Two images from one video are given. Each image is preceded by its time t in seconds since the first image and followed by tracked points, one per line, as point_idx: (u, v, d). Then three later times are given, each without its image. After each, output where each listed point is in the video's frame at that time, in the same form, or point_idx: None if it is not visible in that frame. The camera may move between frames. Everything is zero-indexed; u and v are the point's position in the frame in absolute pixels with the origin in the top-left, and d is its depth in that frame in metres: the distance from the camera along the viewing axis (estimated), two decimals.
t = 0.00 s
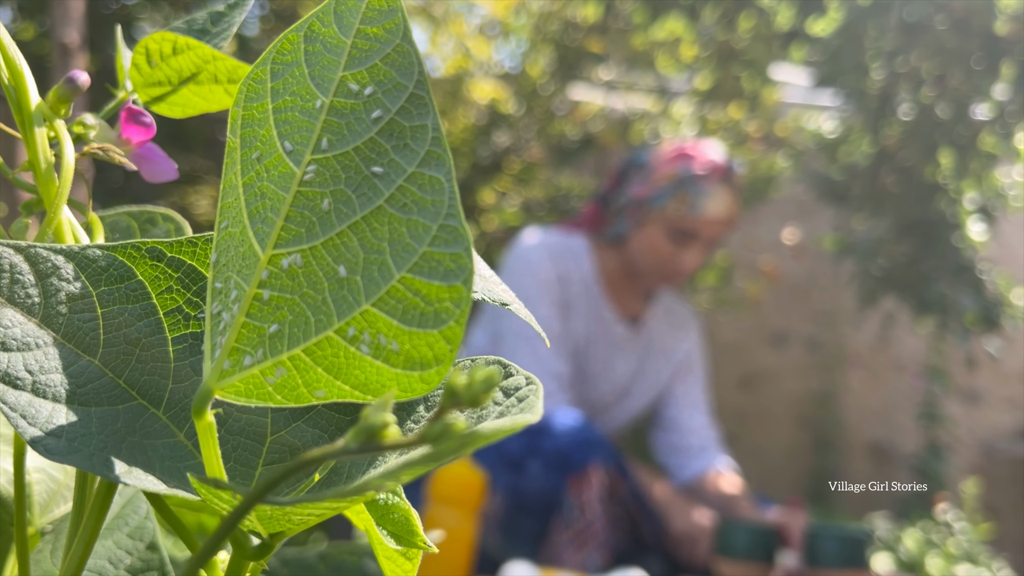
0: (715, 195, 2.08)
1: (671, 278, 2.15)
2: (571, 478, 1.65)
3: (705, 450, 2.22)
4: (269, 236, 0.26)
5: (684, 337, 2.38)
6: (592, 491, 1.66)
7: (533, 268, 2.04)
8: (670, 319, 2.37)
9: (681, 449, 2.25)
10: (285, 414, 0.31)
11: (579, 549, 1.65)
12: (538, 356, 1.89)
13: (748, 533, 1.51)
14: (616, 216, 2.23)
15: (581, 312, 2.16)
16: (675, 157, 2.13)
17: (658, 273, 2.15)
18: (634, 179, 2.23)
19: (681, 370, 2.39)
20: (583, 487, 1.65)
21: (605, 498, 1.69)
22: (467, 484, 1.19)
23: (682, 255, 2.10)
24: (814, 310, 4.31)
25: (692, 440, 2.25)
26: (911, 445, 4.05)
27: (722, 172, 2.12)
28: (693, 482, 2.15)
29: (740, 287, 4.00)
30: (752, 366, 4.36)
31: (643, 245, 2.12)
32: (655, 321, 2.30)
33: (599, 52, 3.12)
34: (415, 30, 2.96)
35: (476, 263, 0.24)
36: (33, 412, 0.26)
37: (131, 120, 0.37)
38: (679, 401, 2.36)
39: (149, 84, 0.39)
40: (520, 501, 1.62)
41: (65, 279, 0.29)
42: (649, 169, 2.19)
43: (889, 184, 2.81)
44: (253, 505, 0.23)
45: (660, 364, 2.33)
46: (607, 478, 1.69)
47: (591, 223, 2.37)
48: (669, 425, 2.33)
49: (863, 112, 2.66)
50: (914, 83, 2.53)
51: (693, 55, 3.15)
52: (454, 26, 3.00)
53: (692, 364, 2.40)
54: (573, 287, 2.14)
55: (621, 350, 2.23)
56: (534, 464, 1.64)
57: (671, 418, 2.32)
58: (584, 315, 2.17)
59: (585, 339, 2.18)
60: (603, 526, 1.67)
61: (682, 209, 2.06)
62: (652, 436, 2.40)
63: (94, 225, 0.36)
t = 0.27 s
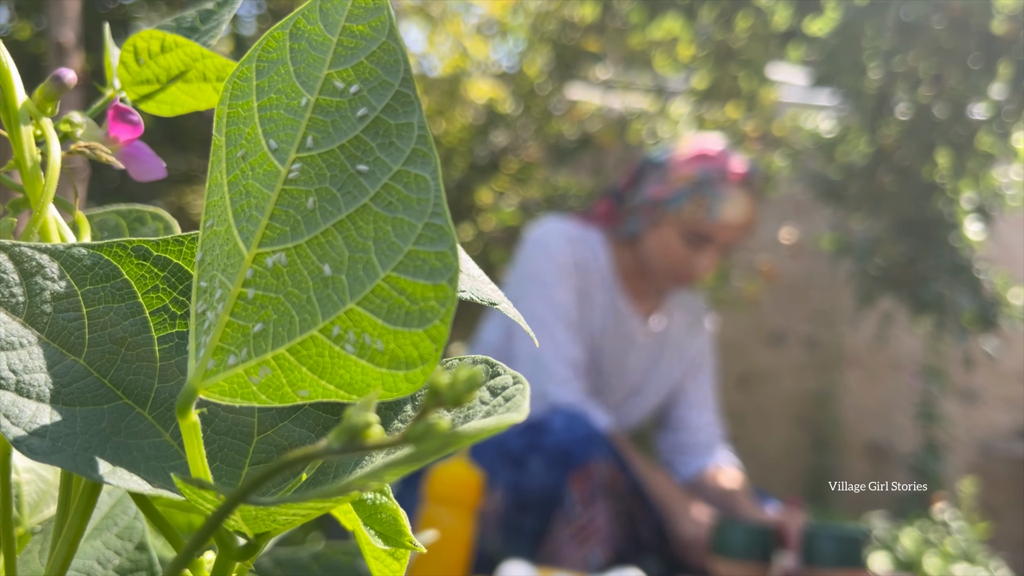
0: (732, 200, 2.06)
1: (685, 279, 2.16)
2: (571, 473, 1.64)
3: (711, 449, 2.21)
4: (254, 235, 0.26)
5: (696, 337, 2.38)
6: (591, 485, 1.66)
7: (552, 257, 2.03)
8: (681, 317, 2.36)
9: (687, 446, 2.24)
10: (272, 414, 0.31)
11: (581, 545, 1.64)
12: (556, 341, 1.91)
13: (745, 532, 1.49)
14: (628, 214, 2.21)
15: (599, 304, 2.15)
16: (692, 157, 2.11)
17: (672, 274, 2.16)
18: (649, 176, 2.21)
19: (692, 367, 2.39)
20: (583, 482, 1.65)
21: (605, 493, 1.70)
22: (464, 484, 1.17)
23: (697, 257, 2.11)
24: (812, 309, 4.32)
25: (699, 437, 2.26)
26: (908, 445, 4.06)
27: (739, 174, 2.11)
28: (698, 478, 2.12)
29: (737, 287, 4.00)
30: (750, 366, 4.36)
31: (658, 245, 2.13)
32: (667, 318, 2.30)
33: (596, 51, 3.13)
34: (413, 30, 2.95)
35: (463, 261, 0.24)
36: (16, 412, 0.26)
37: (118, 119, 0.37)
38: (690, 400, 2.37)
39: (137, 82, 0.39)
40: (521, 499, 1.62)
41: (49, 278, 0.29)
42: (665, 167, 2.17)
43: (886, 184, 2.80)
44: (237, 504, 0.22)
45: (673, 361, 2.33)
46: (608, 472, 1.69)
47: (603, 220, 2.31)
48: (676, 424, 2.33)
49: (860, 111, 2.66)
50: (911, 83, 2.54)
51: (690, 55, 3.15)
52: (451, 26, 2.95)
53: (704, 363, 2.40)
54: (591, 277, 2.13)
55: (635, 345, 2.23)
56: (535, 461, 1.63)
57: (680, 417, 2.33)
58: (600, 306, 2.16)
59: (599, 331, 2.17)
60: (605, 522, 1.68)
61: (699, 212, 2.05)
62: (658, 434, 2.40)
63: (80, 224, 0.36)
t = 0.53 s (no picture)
0: (736, 202, 2.06)
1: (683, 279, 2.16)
2: (571, 472, 1.64)
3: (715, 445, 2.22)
4: (236, 231, 0.26)
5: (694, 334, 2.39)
6: (590, 484, 1.66)
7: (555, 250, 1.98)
8: (677, 316, 2.37)
9: (690, 445, 2.26)
10: (255, 414, 0.31)
11: (579, 543, 1.62)
12: (568, 330, 1.86)
13: (742, 532, 1.49)
14: (628, 211, 2.18)
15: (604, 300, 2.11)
16: (697, 159, 2.10)
17: (672, 274, 2.14)
18: (651, 176, 2.18)
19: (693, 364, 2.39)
20: (583, 481, 1.65)
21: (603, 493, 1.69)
22: (461, 484, 1.16)
23: (697, 258, 2.10)
24: (810, 308, 4.32)
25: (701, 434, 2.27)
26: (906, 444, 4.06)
27: (743, 178, 2.11)
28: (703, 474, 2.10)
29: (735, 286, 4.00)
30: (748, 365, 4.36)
31: (659, 245, 2.11)
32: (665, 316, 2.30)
33: (593, 50, 3.12)
34: (410, 29, 2.95)
35: (446, 258, 0.24)
36: None
37: (103, 115, 0.37)
38: (690, 397, 2.37)
39: (123, 79, 0.39)
40: (519, 498, 1.64)
41: (31, 276, 0.28)
42: (667, 167, 2.15)
43: (883, 183, 2.81)
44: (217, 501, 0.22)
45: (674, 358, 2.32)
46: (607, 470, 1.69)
47: (603, 215, 2.28)
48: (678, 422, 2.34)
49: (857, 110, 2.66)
50: (908, 82, 2.54)
51: (687, 54, 3.15)
52: (450, 25, 3.00)
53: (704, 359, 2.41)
54: (595, 270, 2.09)
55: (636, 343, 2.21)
56: (534, 460, 1.64)
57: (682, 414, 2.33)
58: (604, 303, 2.12)
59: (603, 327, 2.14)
60: (604, 521, 1.66)
61: (702, 214, 2.04)
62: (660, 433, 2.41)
63: (65, 222, 0.36)
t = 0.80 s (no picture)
0: (748, 212, 2.06)
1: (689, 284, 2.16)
2: (566, 474, 1.63)
3: (711, 450, 2.23)
4: (228, 232, 0.26)
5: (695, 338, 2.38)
6: (587, 486, 1.64)
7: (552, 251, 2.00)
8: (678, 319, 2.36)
9: (688, 450, 2.27)
10: (248, 415, 0.31)
11: (576, 544, 1.61)
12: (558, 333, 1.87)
13: (740, 531, 1.49)
14: (635, 215, 2.17)
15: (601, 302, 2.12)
16: (709, 166, 2.09)
17: (679, 279, 2.14)
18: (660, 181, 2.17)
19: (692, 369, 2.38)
20: (578, 482, 1.63)
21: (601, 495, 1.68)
22: (459, 484, 1.17)
23: (706, 266, 2.10)
24: (808, 308, 4.33)
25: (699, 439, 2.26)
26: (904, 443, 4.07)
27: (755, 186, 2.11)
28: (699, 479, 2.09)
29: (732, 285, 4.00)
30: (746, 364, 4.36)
31: (667, 251, 2.10)
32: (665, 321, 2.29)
33: (590, 50, 3.12)
34: (408, 29, 2.96)
35: (438, 260, 0.24)
36: None
37: (98, 115, 0.37)
38: (689, 402, 2.36)
39: (117, 79, 0.39)
40: (516, 499, 1.65)
41: (25, 276, 0.29)
42: (677, 173, 2.13)
43: (881, 182, 2.81)
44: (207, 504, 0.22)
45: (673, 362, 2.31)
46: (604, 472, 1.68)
47: (605, 216, 2.25)
48: (677, 428, 2.33)
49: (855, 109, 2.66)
50: (906, 81, 2.54)
51: (685, 54, 3.15)
52: (446, 25, 2.98)
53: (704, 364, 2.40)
54: (594, 274, 2.10)
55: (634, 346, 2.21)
56: (530, 461, 1.63)
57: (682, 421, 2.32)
58: (602, 305, 2.12)
59: (599, 329, 2.15)
60: (600, 522, 1.63)
61: (714, 223, 2.04)
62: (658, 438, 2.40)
63: (58, 223, 0.36)
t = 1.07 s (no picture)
0: (734, 201, 2.05)
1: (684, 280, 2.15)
2: (566, 477, 1.62)
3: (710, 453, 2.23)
4: (218, 232, 0.26)
5: (695, 339, 2.38)
6: (586, 489, 1.64)
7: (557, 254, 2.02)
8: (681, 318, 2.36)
9: (687, 451, 2.26)
10: (240, 415, 0.30)
11: (577, 548, 1.60)
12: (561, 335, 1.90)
13: (737, 531, 1.49)
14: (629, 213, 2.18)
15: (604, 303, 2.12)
16: (695, 158, 2.10)
17: (673, 273, 2.14)
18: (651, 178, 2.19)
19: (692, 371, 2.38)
20: (578, 485, 1.63)
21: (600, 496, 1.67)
22: (456, 484, 1.17)
23: (697, 258, 2.09)
24: (807, 307, 4.34)
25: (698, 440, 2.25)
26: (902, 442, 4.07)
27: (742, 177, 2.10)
28: (696, 483, 2.10)
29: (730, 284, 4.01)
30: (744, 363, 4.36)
31: (659, 246, 2.10)
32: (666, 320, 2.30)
33: (588, 49, 3.12)
34: (406, 29, 2.97)
35: (428, 259, 0.24)
36: None
37: (89, 115, 0.37)
38: (688, 403, 2.36)
39: (109, 79, 0.39)
40: (517, 501, 1.62)
41: (15, 276, 0.28)
42: (666, 168, 2.15)
43: (879, 181, 2.81)
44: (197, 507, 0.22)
45: (672, 363, 2.31)
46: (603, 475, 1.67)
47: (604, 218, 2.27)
48: (677, 429, 2.33)
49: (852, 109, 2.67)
50: (903, 80, 2.55)
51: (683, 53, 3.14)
52: (445, 25, 3.00)
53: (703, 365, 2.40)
54: (597, 274, 2.11)
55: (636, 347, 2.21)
56: (530, 464, 1.62)
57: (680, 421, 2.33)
58: (604, 307, 2.13)
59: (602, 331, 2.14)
60: (602, 526, 1.63)
61: (701, 213, 2.03)
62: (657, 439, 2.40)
63: (50, 223, 0.36)
